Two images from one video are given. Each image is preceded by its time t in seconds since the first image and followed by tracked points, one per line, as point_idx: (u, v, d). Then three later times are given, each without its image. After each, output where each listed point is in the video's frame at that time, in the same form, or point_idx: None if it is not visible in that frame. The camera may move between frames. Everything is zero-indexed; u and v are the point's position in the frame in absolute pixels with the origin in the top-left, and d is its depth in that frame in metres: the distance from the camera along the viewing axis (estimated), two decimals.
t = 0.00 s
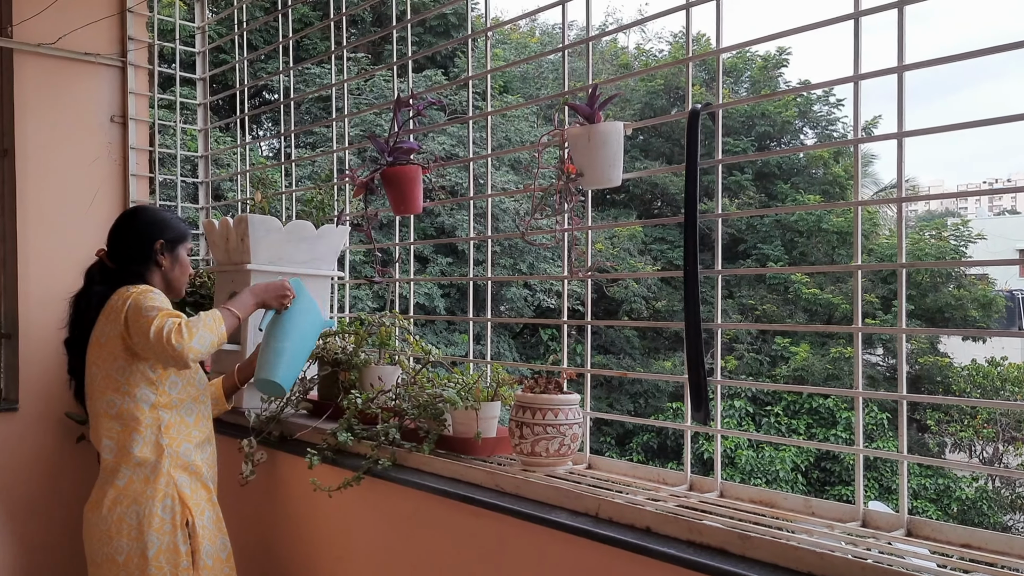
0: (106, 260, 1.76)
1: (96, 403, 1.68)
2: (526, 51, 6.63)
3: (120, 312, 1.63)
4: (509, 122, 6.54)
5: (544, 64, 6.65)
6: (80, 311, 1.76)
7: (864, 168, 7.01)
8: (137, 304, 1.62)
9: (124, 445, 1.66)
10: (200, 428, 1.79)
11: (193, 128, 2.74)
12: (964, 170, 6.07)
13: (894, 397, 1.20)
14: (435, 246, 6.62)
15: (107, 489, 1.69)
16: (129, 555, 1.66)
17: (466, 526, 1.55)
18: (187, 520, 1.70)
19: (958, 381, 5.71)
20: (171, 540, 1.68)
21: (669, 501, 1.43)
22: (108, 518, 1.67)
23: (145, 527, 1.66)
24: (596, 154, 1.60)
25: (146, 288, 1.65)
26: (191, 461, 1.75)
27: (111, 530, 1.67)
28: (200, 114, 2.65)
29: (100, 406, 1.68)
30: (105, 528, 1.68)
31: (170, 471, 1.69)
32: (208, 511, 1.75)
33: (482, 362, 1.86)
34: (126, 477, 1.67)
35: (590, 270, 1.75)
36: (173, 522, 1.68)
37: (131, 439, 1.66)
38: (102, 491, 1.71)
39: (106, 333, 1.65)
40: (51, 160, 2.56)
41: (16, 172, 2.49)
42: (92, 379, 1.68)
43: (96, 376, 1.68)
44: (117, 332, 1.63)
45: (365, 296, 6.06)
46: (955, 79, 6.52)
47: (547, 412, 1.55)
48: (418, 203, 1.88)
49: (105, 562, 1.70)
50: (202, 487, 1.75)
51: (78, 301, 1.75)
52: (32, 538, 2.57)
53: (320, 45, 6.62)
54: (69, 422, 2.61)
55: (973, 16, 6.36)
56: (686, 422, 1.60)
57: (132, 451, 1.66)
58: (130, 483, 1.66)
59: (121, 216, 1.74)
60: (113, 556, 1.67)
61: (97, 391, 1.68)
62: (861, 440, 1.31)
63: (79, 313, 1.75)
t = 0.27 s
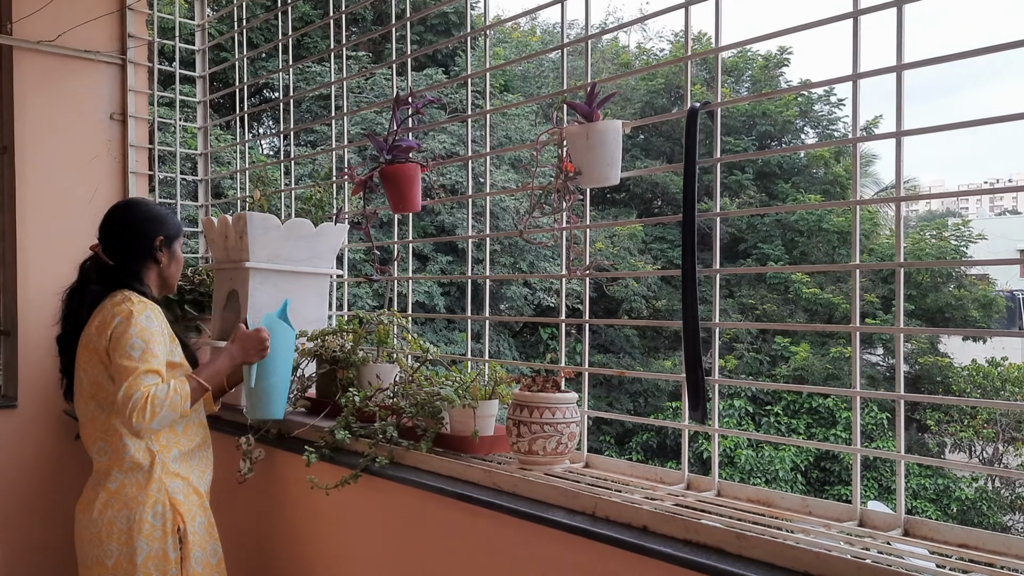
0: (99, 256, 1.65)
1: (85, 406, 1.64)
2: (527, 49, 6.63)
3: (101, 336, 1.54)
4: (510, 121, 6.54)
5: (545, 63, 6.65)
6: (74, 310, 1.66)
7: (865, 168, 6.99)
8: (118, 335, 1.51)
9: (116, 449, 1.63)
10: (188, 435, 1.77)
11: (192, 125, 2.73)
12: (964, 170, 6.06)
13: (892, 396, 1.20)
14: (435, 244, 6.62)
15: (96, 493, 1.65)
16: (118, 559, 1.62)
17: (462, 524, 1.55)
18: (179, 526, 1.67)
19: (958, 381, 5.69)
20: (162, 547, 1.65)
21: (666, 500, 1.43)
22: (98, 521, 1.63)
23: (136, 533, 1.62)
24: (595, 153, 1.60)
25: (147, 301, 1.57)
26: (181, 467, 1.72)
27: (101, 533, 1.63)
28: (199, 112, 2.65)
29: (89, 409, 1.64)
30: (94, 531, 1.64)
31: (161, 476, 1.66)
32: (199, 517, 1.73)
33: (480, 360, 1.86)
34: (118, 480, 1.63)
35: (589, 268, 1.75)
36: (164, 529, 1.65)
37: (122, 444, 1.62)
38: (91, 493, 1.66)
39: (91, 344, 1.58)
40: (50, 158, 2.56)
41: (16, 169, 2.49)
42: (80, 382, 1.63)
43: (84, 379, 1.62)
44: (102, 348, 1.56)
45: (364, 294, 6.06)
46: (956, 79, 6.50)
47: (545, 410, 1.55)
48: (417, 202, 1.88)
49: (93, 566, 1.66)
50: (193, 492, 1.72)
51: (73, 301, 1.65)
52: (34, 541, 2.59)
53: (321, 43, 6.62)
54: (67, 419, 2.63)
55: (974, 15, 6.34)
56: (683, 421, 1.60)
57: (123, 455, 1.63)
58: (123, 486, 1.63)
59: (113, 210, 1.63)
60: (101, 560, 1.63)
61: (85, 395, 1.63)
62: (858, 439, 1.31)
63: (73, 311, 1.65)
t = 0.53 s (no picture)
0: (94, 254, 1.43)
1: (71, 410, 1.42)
2: (530, 50, 6.63)
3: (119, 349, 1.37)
4: (513, 121, 6.54)
5: (549, 63, 6.65)
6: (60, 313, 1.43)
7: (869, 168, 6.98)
8: (146, 350, 1.37)
9: (106, 465, 1.43)
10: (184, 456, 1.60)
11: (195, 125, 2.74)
12: (968, 170, 6.05)
13: (895, 397, 1.20)
14: (439, 244, 6.63)
15: (70, 508, 1.44)
16: None
17: (464, 524, 1.55)
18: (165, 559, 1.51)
19: (962, 382, 5.67)
20: None
21: (669, 501, 1.43)
22: (71, 540, 1.42)
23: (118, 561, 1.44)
24: (597, 153, 1.60)
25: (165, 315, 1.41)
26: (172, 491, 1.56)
27: (74, 555, 1.42)
28: (203, 112, 2.65)
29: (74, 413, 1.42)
30: (61, 552, 1.43)
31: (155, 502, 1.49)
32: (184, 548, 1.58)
33: (482, 360, 1.86)
34: (104, 500, 1.43)
35: (592, 269, 1.74)
36: (150, 559, 1.48)
37: (120, 463, 1.44)
38: (63, 506, 1.44)
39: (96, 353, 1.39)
40: (55, 158, 2.57)
41: (19, 169, 2.51)
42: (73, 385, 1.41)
43: (78, 381, 1.41)
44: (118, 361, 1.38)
45: (368, 294, 6.07)
46: (961, 79, 6.48)
47: (547, 411, 1.55)
48: (419, 202, 1.88)
49: None
50: (179, 519, 1.57)
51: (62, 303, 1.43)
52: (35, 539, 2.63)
53: (324, 44, 6.63)
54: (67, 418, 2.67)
55: (978, 16, 6.33)
56: (686, 422, 1.60)
57: (114, 473, 1.44)
58: (110, 507, 1.43)
59: (108, 204, 1.41)
60: None
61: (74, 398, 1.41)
62: (861, 440, 1.31)
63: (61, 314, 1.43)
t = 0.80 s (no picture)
0: (76, 257, 1.35)
1: (74, 410, 1.34)
2: (532, 50, 6.63)
3: (126, 350, 1.34)
4: (515, 121, 6.54)
5: (551, 63, 6.65)
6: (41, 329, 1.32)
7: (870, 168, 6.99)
8: (164, 350, 1.35)
9: (117, 465, 1.38)
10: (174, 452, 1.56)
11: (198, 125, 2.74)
12: (970, 171, 6.04)
13: (899, 397, 1.20)
14: (441, 244, 6.63)
15: (73, 513, 1.37)
16: None
17: (468, 524, 1.55)
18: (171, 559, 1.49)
19: (964, 383, 5.67)
20: None
21: (673, 501, 1.43)
22: (81, 543, 1.36)
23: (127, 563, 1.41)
24: (601, 152, 1.60)
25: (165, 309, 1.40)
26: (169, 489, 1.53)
27: (84, 559, 1.36)
28: (206, 112, 2.64)
29: (76, 413, 1.35)
30: (64, 558, 1.36)
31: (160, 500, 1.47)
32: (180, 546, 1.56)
33: (486, 360, 1.87)
34: (112, 501, 1.39)
35: (595, 269, 1.75)
36: (159, 556, 1.46)
37: (130, 462, 1.40)
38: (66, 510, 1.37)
39: (98, 356, 1.33)
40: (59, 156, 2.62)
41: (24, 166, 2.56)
42: (77, 385, 1.33)
43: (82, 382, 1.33)
44: (130, 361, 1.34)
45: (370, 294, 6.07)
46: (964, 79, 6.48)
47: (551, 411, 1.55)
48: (423, 201, 1.88)
49: None
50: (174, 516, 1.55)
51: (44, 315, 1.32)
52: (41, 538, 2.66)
53: (327, 44, 6.64)
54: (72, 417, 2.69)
55: (981, 16, 6.32)
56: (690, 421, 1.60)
57: (124, 474, 1.39)
58: (122, 509, 1.40)
59: (85, 203, 1.36)
60: None
61: (77, 399, 1.34)
62: (865, 440, 1.31)
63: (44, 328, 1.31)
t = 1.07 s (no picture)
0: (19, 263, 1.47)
1: (37, 414, 1.46)
2: (531, 50, 6.62)
3: (82, 351, 1.48)
4: (514, 121, 6.54)
5: (550, 64, 6.64)
6: None
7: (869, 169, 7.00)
8: (121, 351, 1.51)
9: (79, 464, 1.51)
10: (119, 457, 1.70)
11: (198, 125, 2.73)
12: (968, 172, 6.06)
13: (901, 399, 1.20)
14: (440, 244, 6.63)
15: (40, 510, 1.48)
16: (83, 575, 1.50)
17: (470, 524, 1.55)
18: (136, 549, 1.63)
19: (963, 383, 5.67)
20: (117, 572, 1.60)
21: (675, 502, 1.43)
22: (54, 538, 1.48)
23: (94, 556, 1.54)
24: (603, 153, 1.60)
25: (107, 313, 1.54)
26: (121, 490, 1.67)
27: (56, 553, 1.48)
28: (206, 112, 2.64)
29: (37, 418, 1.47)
30: (33, 553, 1.47)
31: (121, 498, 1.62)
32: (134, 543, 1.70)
33: (487, 361, 1.87)
34: (77, 498, 1.51)
35: (596, 269, 1.75)
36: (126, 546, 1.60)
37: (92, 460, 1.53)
38: (38, 507, 1.48)
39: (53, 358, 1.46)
40: (60, 155, 2.66)
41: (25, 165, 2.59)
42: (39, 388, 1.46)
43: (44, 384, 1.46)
44: (90, 364, 1.49)
45: (369, 294, 6.07)
46: (963, 80, 6.49)
47: (552, 411, 1.55)
48: (423, 202, 1.88)
49: None
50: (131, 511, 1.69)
51: None
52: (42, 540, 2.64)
53: (326, 44, 6.63)
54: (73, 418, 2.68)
55: (980, 17, 6.34)
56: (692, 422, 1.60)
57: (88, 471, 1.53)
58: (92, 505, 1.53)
59: (25, 212, 1.47)
60: None
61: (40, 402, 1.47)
62: (867, 440, 1.31)
63: None
